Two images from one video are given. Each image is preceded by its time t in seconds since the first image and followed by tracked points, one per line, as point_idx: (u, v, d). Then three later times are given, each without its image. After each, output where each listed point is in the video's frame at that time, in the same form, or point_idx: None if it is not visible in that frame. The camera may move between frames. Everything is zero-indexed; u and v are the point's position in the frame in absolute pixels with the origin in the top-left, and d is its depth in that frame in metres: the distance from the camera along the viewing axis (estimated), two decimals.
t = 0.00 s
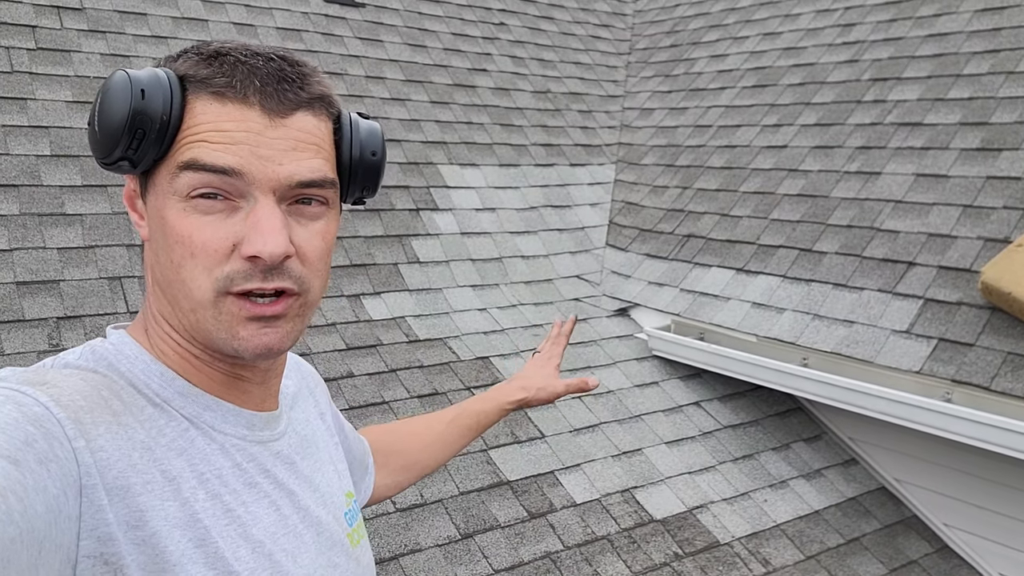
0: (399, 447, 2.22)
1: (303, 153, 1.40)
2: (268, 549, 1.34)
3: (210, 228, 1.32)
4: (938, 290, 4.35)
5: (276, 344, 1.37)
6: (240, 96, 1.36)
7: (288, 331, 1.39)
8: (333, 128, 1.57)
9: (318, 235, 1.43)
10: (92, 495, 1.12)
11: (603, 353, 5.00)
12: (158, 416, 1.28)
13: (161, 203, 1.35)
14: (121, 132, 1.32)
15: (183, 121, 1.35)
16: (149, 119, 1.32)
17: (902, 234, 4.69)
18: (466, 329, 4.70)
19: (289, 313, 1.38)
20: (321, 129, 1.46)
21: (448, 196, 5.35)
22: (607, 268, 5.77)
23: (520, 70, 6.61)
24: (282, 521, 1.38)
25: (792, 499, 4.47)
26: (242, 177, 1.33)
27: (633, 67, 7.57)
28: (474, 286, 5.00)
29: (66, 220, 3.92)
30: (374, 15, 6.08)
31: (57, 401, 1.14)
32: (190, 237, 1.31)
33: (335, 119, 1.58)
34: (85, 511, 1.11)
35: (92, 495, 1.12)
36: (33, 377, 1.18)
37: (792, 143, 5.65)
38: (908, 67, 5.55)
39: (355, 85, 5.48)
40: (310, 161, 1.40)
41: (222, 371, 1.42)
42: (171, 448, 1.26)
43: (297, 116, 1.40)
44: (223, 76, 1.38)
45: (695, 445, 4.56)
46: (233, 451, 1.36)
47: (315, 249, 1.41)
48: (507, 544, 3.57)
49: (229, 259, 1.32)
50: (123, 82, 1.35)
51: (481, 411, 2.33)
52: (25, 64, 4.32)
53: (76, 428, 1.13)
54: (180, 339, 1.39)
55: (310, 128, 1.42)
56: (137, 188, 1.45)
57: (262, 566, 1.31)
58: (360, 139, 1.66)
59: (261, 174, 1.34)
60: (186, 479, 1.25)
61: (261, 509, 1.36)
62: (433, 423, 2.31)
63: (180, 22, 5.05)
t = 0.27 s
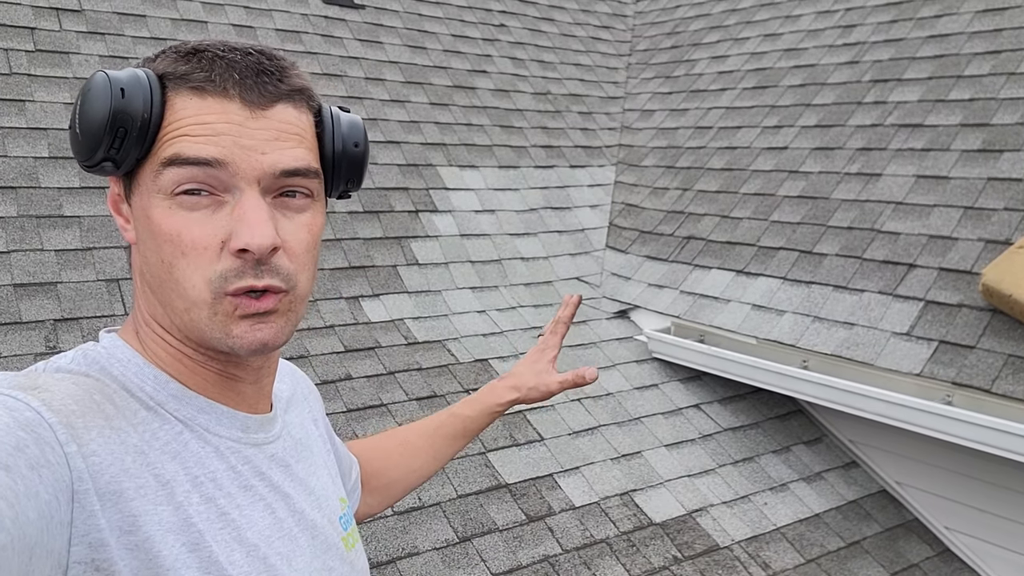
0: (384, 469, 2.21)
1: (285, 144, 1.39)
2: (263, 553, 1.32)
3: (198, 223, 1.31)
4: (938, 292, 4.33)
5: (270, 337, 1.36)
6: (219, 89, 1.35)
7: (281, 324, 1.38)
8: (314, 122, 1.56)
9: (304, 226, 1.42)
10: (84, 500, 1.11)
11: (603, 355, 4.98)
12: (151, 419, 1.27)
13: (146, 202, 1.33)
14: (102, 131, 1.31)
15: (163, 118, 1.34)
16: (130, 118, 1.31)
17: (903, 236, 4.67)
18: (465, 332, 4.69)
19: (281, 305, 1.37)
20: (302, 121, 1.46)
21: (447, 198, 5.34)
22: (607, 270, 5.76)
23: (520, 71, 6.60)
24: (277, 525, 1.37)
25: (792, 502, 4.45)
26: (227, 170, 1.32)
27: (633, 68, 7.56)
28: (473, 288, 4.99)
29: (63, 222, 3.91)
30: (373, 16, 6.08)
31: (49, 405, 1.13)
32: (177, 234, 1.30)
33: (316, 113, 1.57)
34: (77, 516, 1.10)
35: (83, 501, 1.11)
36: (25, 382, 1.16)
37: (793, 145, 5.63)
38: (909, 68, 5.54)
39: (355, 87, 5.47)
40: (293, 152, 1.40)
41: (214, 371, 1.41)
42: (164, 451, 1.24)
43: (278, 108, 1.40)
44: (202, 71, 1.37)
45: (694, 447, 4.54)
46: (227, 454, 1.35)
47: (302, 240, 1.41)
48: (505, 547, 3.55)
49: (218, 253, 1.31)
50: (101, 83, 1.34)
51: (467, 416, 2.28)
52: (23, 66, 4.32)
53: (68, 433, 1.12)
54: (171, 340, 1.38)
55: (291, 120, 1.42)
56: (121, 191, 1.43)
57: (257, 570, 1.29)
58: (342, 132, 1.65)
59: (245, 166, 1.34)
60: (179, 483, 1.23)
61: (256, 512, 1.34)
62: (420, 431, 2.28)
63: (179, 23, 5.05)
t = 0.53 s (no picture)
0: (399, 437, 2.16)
1: (309, 147, 1.39)
2: (266, 554, 1.31)
3: (218, 222, 1.30)
4: (940, 294, 4.32)
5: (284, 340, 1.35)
6: (247, 92, 1.35)
7: (296, 327, 1.37)
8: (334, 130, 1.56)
9: (322, 230, 1.41)
10: (89, 500, 1.10)
11: (604, 357, 4.97)
12: (158, 419, 1.26)
13: (167, 200, 1.32)
14: (129, 129, 1.31)
15: (190, 119, 1.34)
16: (157, 116, 1.30)
17: (905, 237, 4.66)
18: (465, 333, 4.68)
19: (296, 307, 1.36)
20: (324, 128, 1.45)
21: (448, 199, 5.34)
22: (608, 271, 5.75)
23: (521, 72, 6.59)
24: (282, 526, 1.36)
25: (794, 504, 4.43)
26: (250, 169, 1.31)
27: (635, 69, 7.55)
28: (473, 289, 4.98)
29: (63, 223, 3.91)
30: (374, 17, 6.07)
31: (55, 405, 1.12)
32: (196, 232, 1.29)
33: (335, 122, 1.57)
34: (81, 516, 1.10)
35: (88, 500, 1.10)
36: (32, 381, 1.16)
37: (794, 146, 5.62)
38: (911, 68, 5.52)
39: (355, 88, 5.47)
40: (316, 155, 1.39)
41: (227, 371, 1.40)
42: (170, 451, 1.23)
43: (302, 112, 1.40)
44: (231, 75, 1.37)
45: (695, 449, 4.53)
46: (233, 455, 1.34)
47: (319, 244, 1.40)
48: (505, 549, 3.55)
49: (236, 251, 1.30)
50: (130, 82, 1.34)
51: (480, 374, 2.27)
52: (24, 68, 4.32)
53: (74, 432, 1.12)
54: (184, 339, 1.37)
55: (315, 125, 1.42)
56: (140, 190, 1.42)
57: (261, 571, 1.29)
58: (359, 141, 1.64)
59: (268, 167, 1.33)
60: (184, 483, 1.22)
61: (260, 514, 1.33)
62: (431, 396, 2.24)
63: (180, 24, 5.05)
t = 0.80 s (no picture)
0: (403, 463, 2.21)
1: (342, 141, 1.39)
2: (287, 542, 1.31)
3: (250, 214, 1.30)
4: (939, 288, 4.32)
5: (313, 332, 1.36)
6: (281, 84, 1.35)
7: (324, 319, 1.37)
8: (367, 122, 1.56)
9: (352, 224, 1.42)
10: (115, 482, 1.10)
11: (603, 353, 4.98)
12: (184, 405, 1.27)
13: (199, 192, 1.33)
14: (164, 120, 1.31)
15: (224, 110, 1.34)
16: (192, 107, 1.31)
17: (903, 232, 4.66)
18: (465, 330, 4.69)
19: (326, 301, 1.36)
20: (356, 121, 1.46)
21: (447, 196, 5.34)
22: (607, 268, 5.76)
23: (520, 70, 6.59)
24: (302, 516, 1.36)
25: (794, 499, 4.44)
26: (283, 162, 1.32)
27: (634, 66, 7.55)
28: (473, 286, 4.98)
29: (63, 222, 3.92)
30: (372, 15, 6.08)
31: (84, 388, 1.13)
32: (229, 224, 1.30)
33: (368, 114, 1.57)
34: (107, 497, 1.09)
35: (115, 482, 1.10)
36: (61, 365, 1.16)
37: (792, 142, 5.62)
38: (909, 64, 5.53)
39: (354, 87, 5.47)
40: (348, 149, 1.40)
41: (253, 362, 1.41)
42: (195, 437, 1.24)
43: (335, 105, 1.40)
44: (266, 66, 1.38)
45: (695, 445, 4.53)
46: (256, 444, 1.34)
47: (350, 237, 1.40)
48: (505, 544, 3.55)
49: (269, 245, 1.30)
50: (166, 72, 1.34)
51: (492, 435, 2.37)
52: (23, 67, 4.33)
53: (102, 415, 1.11)
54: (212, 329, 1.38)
55: (347, 118, 1.42)
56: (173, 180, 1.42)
57: (282, 560, 1.29)
58: (392, 133, 1.65)
59: (301, 160, 1.34)
60: (208, 469, 1.23)
61: (281, 503, 1.34)
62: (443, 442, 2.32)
63: (179, 24, 5.06)
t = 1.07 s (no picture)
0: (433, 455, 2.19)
1: (330, 148, 1.38)
2: (286, 554, 1.30)
3: (240, 224, 1.29)
4: (937, 289, 4.31)
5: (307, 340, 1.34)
6: (267, 92, 1.34)
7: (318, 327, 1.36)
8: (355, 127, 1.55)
9: (344, 230, 1.40)
10: (112, 498, 1.09)
11: (601, 355, 4.97)
12: (180, 418, 1.26)
13: (188, 203, 1.32)
14: (149, 133, 1.30)
15: (210, 120, 1.33)
16: (177, 119, 1.30)
17: (901, 233, 4.65)
18: (462, 331, 4.68)
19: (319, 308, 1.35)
20: (344, 127, 1.45)
21: (444, 197, 5.33)
22: (605, 269, 5.75)
23: (517, 70, 6.58)
24: (302, 527, 1.35)
25: (792, 501, 4.43)
26: (271, 171, 1.30)
27: (632, 66, 7.54)
28: (470, 287, 4.97)
29: (58, 225, 3.90)
30: (369, 15, 6.06)
31: (81, 404, 1.12)
32: (219, 235, 1.28)
33: (356, 119, 1.56)
34: (104, 513, 1.09)
35: (111, 498, 1.09)
36: (57, 379, 1.15)
37: (790, 142, 5.61)
38: (907, 63, 5.51)
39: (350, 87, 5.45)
40: (337, 155, 1.38)
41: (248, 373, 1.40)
42: (193, 450, 1.23)
43: (322, 112, 1.39)
44: (251, 74, 1.36)
45: (693, 446, 4.52)
46: (253, 455, 1.33)
47: (342, 244, 1.39)
48: (502, 548, 3.54)
49: (260, 254, 1.29)
50: (149, 85, 1.33)
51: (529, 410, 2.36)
52: (18, 68, 4.31)
53: (98, 431, 1.11)
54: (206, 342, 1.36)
55: (335, 124, 1.41)
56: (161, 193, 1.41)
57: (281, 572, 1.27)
58: (381, 138, 1.64)
59: (290, 168, 1.32)
60: (206, 482, 1.22)
61: (281, 515, 1.32)
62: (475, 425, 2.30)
63: (175, 25, 5.04)
